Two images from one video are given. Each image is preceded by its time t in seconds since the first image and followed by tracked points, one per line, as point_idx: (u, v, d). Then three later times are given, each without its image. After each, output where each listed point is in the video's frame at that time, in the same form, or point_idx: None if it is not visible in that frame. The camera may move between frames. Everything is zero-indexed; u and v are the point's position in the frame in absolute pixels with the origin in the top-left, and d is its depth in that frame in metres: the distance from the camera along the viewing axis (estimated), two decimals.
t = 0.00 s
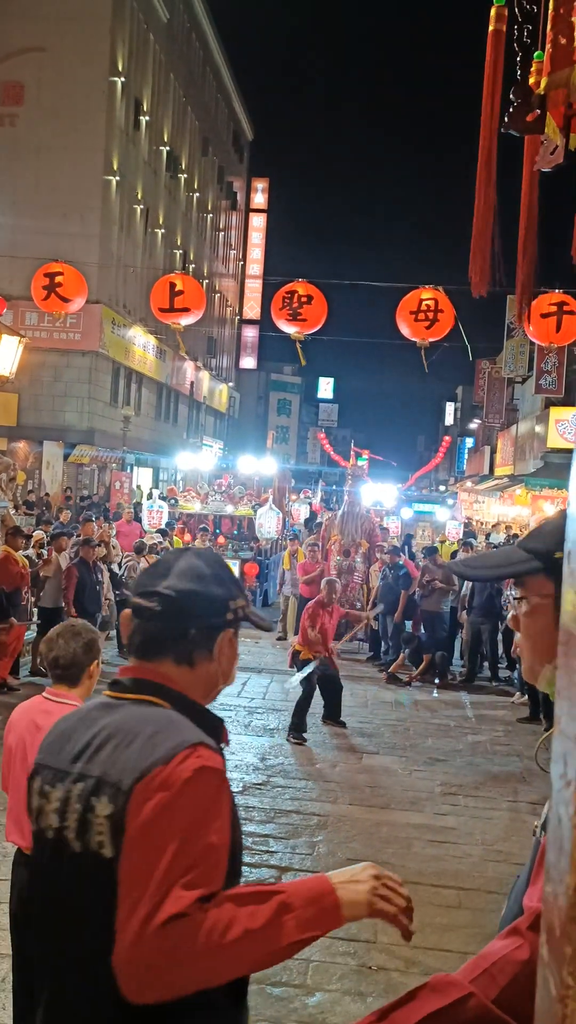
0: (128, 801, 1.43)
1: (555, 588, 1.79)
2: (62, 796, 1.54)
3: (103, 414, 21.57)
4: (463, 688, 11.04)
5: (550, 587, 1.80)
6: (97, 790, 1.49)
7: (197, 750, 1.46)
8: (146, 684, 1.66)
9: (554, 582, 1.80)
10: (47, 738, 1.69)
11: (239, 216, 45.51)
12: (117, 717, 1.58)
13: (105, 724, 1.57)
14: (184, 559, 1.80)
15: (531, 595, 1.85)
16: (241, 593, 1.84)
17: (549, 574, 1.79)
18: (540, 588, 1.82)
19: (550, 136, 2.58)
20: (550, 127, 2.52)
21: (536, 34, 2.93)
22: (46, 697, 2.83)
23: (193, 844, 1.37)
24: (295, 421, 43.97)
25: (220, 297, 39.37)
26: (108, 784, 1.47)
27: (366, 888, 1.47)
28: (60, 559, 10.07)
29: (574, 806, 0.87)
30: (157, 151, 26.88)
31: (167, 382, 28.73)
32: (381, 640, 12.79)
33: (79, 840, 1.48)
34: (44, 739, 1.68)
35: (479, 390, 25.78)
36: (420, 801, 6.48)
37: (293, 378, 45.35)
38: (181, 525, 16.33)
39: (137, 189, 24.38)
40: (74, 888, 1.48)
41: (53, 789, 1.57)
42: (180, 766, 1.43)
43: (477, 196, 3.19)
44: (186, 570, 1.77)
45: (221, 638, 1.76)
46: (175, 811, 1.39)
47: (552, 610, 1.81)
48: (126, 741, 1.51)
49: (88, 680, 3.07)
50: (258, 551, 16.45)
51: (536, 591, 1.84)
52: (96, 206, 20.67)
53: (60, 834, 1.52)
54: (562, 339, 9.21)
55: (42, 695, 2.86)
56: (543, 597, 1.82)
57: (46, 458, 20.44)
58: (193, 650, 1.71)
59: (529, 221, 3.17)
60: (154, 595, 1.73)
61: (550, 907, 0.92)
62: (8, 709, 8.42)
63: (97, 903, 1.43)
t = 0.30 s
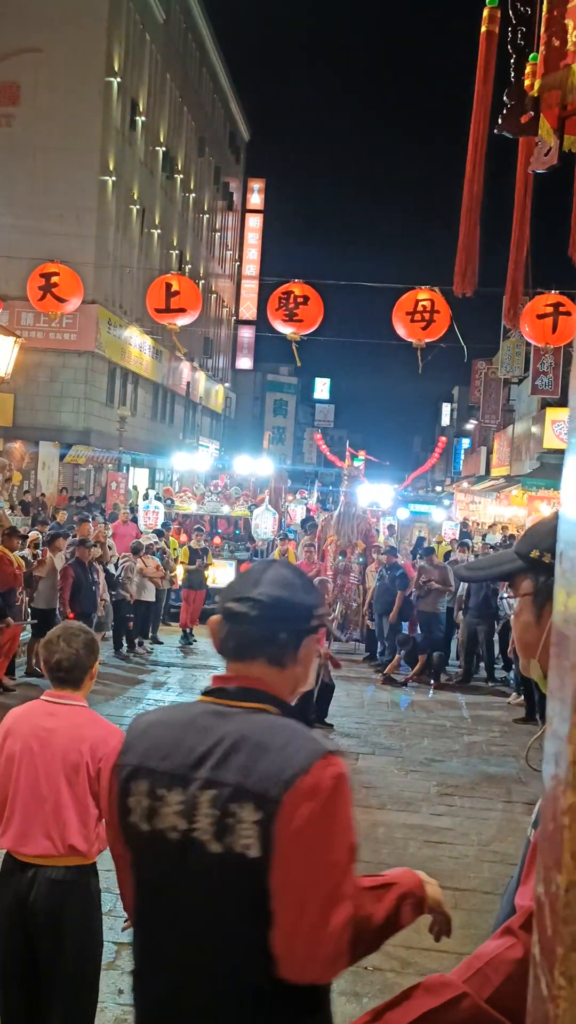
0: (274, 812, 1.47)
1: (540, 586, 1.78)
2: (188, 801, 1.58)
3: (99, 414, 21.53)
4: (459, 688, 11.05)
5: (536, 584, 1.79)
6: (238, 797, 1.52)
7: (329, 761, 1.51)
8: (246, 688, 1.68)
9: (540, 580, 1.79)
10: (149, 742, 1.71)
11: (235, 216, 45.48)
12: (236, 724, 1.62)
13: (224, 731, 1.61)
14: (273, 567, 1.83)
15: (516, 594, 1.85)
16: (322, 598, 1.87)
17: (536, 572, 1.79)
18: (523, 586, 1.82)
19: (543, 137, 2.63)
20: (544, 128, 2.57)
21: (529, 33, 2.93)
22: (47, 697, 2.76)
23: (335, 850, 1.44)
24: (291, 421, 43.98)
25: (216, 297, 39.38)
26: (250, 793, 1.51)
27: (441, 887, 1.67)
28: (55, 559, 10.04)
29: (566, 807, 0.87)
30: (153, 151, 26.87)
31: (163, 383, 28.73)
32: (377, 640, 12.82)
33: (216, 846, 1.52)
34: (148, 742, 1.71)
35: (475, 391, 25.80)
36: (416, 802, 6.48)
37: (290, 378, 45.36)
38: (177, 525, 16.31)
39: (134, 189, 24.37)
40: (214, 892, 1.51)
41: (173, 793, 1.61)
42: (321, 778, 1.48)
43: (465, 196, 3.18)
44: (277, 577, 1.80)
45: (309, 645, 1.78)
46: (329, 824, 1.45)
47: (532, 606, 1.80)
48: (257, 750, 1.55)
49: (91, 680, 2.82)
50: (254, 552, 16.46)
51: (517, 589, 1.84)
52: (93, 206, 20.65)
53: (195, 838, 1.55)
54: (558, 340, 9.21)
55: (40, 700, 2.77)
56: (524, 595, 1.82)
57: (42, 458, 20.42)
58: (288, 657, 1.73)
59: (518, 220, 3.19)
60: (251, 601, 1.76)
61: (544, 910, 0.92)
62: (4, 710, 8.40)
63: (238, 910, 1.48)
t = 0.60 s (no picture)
0: (411, 789, 1.81)
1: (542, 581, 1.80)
2: (313, 781, 1.85)
3: (99, 412, 21.52)
4: (459, 686, 11.05)
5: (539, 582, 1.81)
6: (370, 780, 1.82)
7: (442, 741, 1.88)
8: (353, 675, 2.01)
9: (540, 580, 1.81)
10: (255, 724, 1.94)
11: (234, 215, 45.44)
12: (356, 711, 1.91)
13: (342, 717, 1.90)
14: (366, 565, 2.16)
15: (512, 592, 1.86)
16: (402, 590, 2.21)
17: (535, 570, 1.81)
18: (524, 583, 1.83)
19: (542, 134, 2.58)
20: (542, 125, 2.53)
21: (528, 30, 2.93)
22: (26, 698, 2.81)
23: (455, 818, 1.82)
24: (291, 419, 43.92)
25: (216, 296, 39.33)
26: (381, 774, 1.82)
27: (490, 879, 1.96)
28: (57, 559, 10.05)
29: (561, 800, 0.87)
30: (152, 150, 26.84)
31: (163, 382, 28.70)
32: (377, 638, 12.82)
33: (349, 819, 1.82)
34: (256, 726, 1.93)
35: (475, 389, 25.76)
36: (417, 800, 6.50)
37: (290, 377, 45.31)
38: (177, 524, 16.31)
39: (133, 188, 24.34)
40: (343, 862, 1.81)
41: (293, 774, 1.87)
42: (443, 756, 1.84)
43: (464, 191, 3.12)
44: (371, 574, 2.14)
45: (397, 629, 2.13)
46: (458, 798, 1.82)
47: (535, 605, 1.81)
48: (383, 739, 1.85)
49: (71, 679, 2.96)
50: (254, 550, 16.45)
51: (518, 585, 1.84)
52: (92, 205, 20.65)
53: (323, 814, 1.83)
54: (557, 337, 9.19)
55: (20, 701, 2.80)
56: (526, 593, 1.83)
57: (42, 457, 20.41)
58: (381, 643, 2.07)
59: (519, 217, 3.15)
60: (352, 594, 2.08)
61: (540, 906, 0.92)
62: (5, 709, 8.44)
63: (372, 869, 1.81)
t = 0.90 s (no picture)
0: (452, 782, 1.98)
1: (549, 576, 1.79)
2: (361, 771, 2.04)
3: (99, 412, 21.52)
4: (459, 685, 11.07)
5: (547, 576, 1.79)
6: (414, 769, 1.99)
7: (484, 743, 2.05)
8: (409, 674, 2.21)
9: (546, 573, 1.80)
10: (309, 719, 2.16)
11: (234, 214, 45.44)
12: (399, 708, 2.11)
13: (389, 715, 2.10)
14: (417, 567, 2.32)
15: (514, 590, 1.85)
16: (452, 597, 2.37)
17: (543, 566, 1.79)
18: (530, 579, 1.81)
19: (546, 134, 2.54)
20: (545, 124, 2.53)
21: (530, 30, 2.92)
22: None
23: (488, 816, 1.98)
24: (291, 419, 43.93)
25: (216, 295, 39.33)
26: (424, 766, 2.00)
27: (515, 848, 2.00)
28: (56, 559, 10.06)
29: (562, 798, 0.87)
30: (152, 150, 26.86)
31: (163, 381, 28.67)
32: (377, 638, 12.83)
33: (392, 807, 1.98)
34: (309, 720, 2.16)
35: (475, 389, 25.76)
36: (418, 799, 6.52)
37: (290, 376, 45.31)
38: (176, 524, 16.30)
39: (133, 187, 24.33)
40: (382, 844, 1.96)
41: (347, 763, 2.06)
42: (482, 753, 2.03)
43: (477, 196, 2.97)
44: (424, 576, 2.29)
45: (446, 629, 2.29)
46: (496, 791, 2.00)
47: (542, 606, 1.81)
48: (426, 738, 2.03)
49: (35, 677, 3.19)
50: (254, 550, 16.46)
51: (521, 581, 1.83)
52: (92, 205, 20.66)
53: (367, 801, 2.00)
54: (557, 336, 9.20)
55: None
56: (532, 588, 1.82)
57: (42, 456, 20.42)
58: (433, 643, 2.25)
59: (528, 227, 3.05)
60: (408, 598, 2.24)
61: (541, 907, 0.92)
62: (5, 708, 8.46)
63: (410, 857, 1.95)
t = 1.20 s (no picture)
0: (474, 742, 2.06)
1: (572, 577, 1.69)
2: (389, 744, 2.18)
3: (96, 410, 21.49)
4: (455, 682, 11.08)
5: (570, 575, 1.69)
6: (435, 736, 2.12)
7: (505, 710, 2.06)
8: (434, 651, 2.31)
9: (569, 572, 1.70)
10: (347, 704, 2.28)
11: (231, 210, 45.32)
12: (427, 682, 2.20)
13: (412, 688, 2.23)
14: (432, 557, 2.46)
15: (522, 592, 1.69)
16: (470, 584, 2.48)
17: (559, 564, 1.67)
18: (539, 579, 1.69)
19: (543, 128, 2.56)
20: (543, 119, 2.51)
21: (528, 22, 2.89)
22: None
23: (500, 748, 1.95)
24: (288, 416, 43.90)
25: (213, 292, 39.26)
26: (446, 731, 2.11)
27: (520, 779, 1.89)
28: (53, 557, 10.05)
29: (563, 799, 0.86)
30: (149, 145, 26.78)
31: (160, 378, 28.60)
32: (374, 635, 12.84)
33: (419, 773, 2.11)
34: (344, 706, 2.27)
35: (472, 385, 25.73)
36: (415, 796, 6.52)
37: (287, 374, 45.26)
38: (173, 522, 16.27)
39: (129, 184, 24.25)
40: (409, 809, 2.09)
41: (377, 740, 2.20)
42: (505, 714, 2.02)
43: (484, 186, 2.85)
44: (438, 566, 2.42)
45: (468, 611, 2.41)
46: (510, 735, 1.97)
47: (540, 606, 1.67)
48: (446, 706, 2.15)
49: (25, 670, 3.04)
50: (251, 547, 16.44)
51: (532, 581, 1.70)
52: (89, 201, 20.61)
53: (395, 770, 2.14)
54: (554, 333, 9.20)
55: None
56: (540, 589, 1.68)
57: (39, 452, 20.35)
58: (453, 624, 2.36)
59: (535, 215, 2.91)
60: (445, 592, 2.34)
61: (540, 902, 0.92)
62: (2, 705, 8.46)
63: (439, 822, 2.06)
